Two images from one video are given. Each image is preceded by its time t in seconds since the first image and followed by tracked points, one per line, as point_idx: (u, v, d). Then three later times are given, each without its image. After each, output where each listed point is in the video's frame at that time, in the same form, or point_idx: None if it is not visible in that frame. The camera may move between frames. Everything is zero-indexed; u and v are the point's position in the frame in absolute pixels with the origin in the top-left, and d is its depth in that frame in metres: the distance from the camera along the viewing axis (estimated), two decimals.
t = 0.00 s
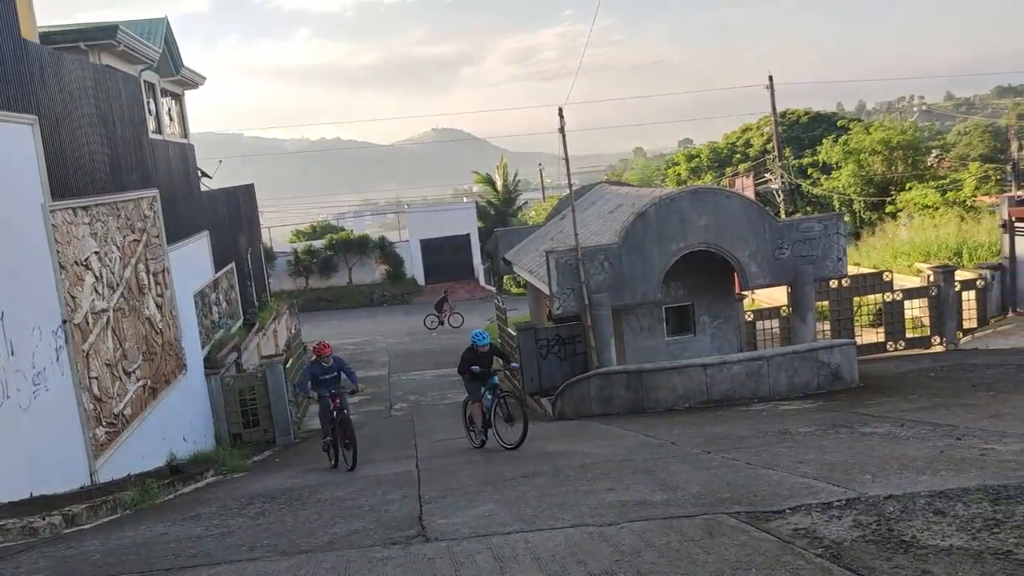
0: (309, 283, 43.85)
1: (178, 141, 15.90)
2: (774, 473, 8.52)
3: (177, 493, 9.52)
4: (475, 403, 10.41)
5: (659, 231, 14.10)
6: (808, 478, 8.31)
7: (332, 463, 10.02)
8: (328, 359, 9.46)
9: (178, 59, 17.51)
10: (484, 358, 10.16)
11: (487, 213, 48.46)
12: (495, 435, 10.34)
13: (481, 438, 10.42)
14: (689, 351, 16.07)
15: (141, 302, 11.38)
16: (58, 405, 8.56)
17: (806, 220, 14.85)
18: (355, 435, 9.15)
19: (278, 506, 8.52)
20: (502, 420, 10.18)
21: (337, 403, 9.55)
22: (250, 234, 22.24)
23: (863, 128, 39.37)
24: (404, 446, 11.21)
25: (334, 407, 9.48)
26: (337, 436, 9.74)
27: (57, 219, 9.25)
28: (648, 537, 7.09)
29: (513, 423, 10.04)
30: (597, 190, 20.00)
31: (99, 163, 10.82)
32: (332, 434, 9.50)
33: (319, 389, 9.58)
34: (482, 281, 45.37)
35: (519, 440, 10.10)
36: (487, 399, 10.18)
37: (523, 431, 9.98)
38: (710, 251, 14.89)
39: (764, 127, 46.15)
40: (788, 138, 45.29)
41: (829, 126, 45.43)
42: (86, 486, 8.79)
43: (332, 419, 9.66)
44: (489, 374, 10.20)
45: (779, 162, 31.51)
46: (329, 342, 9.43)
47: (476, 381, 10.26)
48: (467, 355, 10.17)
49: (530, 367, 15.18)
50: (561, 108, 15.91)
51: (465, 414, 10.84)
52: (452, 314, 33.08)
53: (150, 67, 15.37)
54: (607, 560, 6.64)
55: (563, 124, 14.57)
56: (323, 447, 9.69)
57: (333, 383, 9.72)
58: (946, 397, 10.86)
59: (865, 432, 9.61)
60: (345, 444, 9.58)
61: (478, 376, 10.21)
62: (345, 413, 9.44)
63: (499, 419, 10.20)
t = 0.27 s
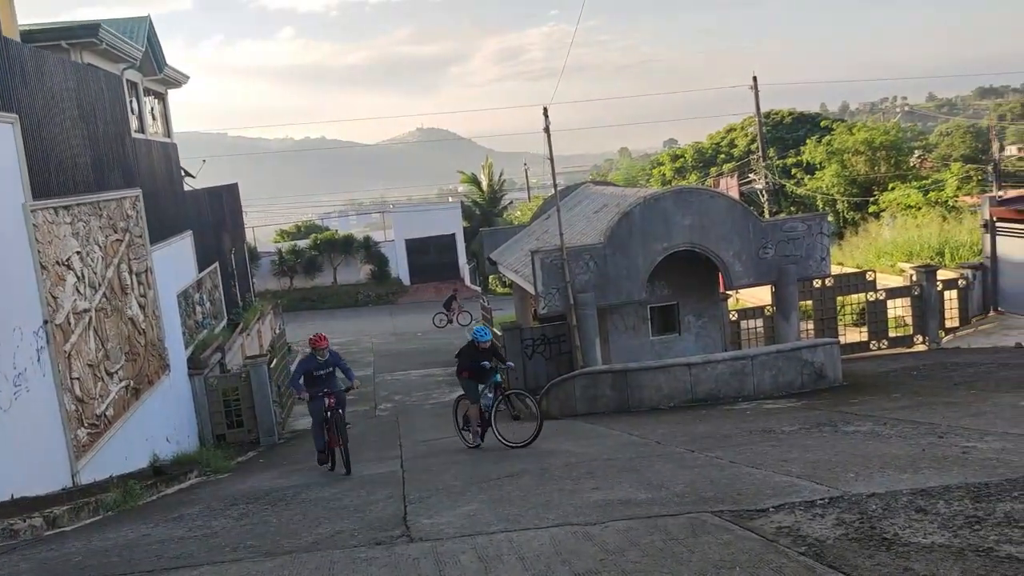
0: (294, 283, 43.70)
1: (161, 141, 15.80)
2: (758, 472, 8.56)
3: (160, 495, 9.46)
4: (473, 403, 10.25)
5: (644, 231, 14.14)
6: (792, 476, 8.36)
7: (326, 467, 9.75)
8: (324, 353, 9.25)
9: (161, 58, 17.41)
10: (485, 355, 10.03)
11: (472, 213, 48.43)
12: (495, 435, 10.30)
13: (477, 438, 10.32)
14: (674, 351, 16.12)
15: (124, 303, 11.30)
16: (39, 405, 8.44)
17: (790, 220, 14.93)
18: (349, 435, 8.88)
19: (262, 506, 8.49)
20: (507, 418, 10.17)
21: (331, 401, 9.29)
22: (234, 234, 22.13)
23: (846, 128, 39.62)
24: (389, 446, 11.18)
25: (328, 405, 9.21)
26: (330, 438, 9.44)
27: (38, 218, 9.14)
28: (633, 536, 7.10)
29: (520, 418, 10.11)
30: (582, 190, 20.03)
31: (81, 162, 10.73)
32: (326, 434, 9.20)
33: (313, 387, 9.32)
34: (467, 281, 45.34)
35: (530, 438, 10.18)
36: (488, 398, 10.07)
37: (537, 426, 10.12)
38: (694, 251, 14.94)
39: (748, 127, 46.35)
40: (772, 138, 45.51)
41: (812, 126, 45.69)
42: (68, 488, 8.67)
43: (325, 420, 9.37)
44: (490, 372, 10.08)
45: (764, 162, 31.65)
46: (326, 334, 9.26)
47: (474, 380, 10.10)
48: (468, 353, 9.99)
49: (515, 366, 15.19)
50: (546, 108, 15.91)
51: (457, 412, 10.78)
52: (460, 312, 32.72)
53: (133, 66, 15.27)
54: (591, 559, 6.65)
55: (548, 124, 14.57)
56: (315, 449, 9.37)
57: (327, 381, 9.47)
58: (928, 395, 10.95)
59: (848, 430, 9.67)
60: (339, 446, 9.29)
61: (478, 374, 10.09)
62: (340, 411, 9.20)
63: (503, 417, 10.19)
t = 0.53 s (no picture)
0: (277, 281, 43.43)
1: (142, 138, 15.69)
2: (741, 468, 8.59)
3: (141, 494, 9.41)
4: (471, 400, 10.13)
5: (628, 229, 14.17)
6: (774, 473, 8.39)
7: (319, 469, 9.55)
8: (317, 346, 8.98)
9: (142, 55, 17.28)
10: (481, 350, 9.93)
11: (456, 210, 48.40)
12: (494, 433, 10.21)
13: (475, 436, 10.25)
14: (658, 349, 16.17)
15: (105, 301, 11.21)
16: (19, 405, 8.25)
17: (772, 218, 15.00)
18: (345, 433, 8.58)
19: (244, 505, 8.45)
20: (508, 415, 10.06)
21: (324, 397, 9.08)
22: (216, 232, 22.00)
23: (829, 127, 39.84)
24: (372, 444, 11.13)
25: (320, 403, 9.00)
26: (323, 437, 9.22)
27: (17, 216, 9.02)
28: (615, 533, 7.11)
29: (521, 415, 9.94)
30: (566, 188, 20.05)
31: (60, 160, 10.64)
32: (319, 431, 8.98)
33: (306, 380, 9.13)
34: (452, 279, 45.32)
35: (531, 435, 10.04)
36: (486, 395, 9.97)
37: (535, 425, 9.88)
38: (678, 249, 14.99)
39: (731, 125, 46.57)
40: (755, 137, 45.72)
41: (795, 125, 45.94)
42: (49, 488, 8.49)
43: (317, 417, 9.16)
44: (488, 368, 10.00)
45: (747, 160, 31.80)
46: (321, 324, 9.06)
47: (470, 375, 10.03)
48: (465, 348, 9.91)
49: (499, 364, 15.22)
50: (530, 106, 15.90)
51: (449, 411, 10.72)
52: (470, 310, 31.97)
53: (114, 62, 15.14)
54: (574, 556, 6.65)
55: (532, 122, 14.56)
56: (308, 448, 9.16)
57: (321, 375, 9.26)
58: (909, 392, 11.03)
59: (830, 427, 9.72)
60: (332, 446, 9.01)
61: (476, 370, 10.00)
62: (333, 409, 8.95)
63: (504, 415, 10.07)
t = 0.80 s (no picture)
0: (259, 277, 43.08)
1: (122, 133, 15.57)
2: (722, 462, 8.63)
3: (121, 492, 9.33)
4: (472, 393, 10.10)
5: (611, 224, 14.20)
6: (755, 467, 8.43)
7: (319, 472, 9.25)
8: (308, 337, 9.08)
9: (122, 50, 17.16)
10: (481, 341, 9.91)
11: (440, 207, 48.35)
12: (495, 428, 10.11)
13: (473, 431, 10.20)
14: (641, 345, 16.21)
15: (84, 297, 11.12)
16: None
17: (754, 214, 15.07)
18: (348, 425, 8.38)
19: (225, 502, 8.40)
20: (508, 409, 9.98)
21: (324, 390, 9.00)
22: (197, 228, 21.87)
23: (811, 124, 40.07)
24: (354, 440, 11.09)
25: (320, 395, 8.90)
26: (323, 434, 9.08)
27: None
28: (597, 528, 7.12)
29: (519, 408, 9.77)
30: (549, 184, 20.06)
31: (39, 155, 10.55)
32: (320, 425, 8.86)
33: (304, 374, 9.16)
34: (436, 276, 45.30)
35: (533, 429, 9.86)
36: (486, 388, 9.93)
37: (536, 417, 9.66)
38: (660, 245, 15.04)
39: (714, 122, 46.76)
40: (738, 133, 45.92)
41: (777, 122, 46.18)
42: (26, 486, 8.40)
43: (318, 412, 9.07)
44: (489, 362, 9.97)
45: (729, 156, 31.94)
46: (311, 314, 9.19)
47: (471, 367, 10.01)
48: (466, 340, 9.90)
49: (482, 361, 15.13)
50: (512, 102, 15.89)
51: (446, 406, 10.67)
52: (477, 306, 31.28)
53: (93, 57, 15.02)
54: (555, 551, 6.66)
55: (515, 118, 14.53)
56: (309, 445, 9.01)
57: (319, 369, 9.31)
58: (889, 387, 11.11)
59: (811, 421, 9.78)
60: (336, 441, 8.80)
61: (477, 362, 9.99)
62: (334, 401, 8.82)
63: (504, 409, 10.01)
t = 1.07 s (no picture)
0: (242, 274, 43.14)
1: (103, 128, 15.46)
2: (706, 456, 8.65)
3: (103, 489, 9.26)
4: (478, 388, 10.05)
5: (595, 220, 14.21)
6: (738, 461, 8.46)
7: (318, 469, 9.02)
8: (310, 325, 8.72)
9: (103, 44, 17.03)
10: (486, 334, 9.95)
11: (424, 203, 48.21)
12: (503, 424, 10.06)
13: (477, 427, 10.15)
14: (627, 340, 16.25)
15: (64, 294, 11.02)
16: None
17: (738, 210, 15.12)
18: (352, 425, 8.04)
19: (208, 498, 8.36)
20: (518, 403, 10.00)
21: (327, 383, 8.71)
22: (180, 224, 21.74)
23: (795, 120, 40.25)
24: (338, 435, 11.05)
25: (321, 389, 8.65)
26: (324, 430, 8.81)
27: None
28: (581, 522, 7.12)
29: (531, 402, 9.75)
30: (533, 180, 20.06)
31: (18, 150, 10.44)
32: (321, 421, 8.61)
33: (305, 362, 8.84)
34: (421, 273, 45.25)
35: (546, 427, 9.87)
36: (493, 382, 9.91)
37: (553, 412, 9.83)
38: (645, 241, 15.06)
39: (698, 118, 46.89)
40: (722, 130, 46.07)
41: (761, 118, 46.35)
42: (6, 484, 8.32)
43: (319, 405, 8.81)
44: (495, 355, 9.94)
45: (714, 152, 32.05)
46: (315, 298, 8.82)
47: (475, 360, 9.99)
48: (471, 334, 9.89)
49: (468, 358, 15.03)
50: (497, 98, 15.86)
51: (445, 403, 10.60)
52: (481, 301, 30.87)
53: (73, 51, 14.88)
54: (539, 545, 6.65)
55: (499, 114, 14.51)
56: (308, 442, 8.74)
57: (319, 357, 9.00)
58: (871, 381, 11.18)
59: (794, 415, 9.83)
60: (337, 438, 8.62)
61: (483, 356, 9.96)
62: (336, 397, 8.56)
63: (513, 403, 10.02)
